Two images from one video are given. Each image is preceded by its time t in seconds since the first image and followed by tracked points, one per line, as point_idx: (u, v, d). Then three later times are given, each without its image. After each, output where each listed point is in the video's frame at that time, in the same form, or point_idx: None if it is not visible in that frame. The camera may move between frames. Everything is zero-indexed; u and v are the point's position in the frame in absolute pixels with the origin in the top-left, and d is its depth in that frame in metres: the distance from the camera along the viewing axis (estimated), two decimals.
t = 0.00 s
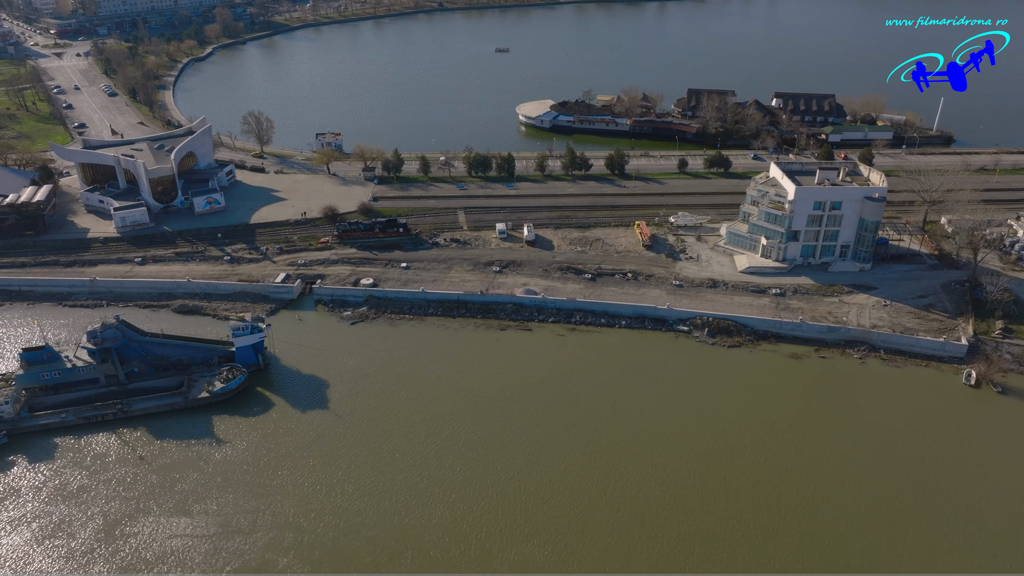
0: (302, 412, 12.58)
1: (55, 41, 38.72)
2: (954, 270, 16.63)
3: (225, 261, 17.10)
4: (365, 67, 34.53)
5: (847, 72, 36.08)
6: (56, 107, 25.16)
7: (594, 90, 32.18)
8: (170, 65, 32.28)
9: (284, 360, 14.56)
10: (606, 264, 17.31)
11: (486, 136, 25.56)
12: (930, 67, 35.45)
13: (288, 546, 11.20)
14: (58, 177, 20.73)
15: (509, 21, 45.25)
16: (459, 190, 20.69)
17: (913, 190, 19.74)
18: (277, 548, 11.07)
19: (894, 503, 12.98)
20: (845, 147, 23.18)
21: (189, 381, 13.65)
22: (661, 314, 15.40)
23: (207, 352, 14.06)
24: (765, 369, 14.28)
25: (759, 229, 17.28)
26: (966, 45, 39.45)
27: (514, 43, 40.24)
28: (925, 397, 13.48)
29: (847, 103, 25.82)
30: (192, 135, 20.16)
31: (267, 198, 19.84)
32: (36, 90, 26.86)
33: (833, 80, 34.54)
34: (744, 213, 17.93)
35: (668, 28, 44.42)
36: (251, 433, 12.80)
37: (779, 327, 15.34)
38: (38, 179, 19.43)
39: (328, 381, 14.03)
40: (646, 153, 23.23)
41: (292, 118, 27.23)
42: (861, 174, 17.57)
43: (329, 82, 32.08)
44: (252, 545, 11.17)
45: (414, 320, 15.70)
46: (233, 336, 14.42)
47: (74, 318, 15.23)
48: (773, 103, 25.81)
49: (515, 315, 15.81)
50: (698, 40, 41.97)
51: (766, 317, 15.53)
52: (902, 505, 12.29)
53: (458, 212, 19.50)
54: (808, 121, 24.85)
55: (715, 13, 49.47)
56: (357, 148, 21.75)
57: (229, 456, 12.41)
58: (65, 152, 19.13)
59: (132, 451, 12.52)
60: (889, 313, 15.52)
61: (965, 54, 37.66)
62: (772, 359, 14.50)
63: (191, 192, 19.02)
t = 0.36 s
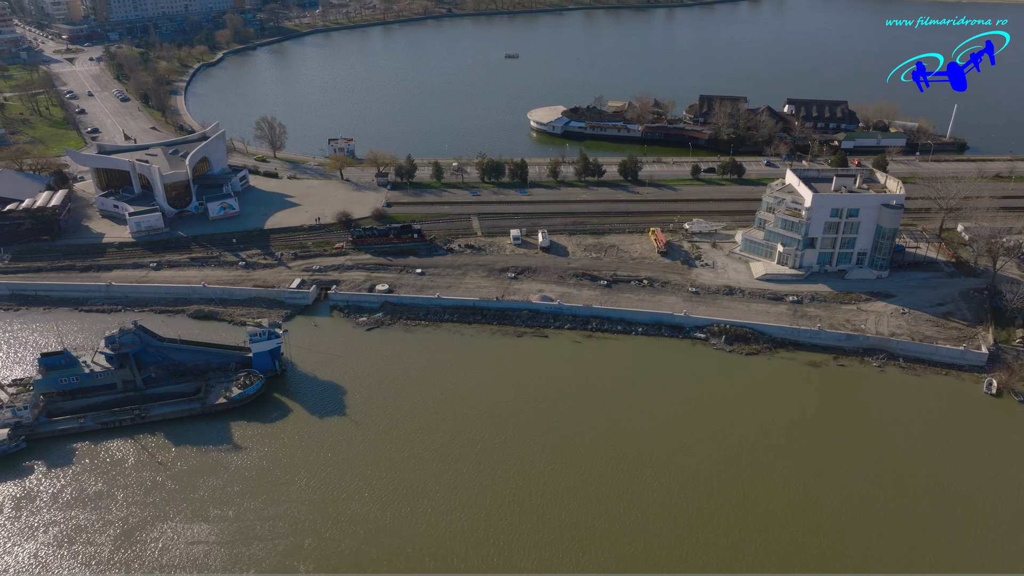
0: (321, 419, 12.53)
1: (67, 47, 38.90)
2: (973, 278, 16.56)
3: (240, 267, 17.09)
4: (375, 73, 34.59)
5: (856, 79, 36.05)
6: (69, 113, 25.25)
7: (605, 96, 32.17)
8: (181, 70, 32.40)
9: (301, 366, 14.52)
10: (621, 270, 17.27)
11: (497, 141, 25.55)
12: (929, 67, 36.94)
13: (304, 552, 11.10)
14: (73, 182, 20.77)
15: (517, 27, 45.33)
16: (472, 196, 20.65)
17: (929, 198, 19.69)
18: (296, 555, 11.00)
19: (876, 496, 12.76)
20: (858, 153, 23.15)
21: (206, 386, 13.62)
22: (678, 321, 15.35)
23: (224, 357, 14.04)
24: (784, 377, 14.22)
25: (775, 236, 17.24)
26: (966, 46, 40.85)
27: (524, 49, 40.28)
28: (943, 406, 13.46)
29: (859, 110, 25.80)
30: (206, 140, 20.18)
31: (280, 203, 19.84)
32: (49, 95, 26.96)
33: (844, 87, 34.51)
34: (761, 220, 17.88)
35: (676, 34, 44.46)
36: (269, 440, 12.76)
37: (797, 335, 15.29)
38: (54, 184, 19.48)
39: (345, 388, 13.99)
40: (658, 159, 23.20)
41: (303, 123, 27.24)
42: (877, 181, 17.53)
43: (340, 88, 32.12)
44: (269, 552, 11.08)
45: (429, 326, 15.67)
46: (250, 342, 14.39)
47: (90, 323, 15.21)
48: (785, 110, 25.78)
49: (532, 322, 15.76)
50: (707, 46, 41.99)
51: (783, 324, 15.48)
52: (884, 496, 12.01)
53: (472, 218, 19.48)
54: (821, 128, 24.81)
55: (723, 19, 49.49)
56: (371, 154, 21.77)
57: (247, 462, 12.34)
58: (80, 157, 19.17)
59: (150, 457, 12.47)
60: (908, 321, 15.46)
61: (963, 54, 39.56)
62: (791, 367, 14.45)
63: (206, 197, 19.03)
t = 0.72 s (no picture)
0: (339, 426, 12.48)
1: (80, 53, 39.15)
2: (992, 286, 16.48)
3: (255, 272, 17.08)
4: (386, 79, 34.64)
5: (866, 87, 36.03)
6: (83, 119, 25.37)
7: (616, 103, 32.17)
8: (194, 76, 32.54)
9: (317, 372, 14.46)
10: (638, 277, 17.22)
11: (510, 147, 25.54)
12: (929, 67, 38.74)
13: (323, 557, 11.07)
14: (88, 188, 20.83)
15: (527, 34, 45.45)
16: (486, 203, 20.63)
17: (946, 205, 19.61)
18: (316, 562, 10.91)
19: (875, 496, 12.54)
20: (871, 161, 23.13)
21: (224, 393, 13.58)
22: (696, 328, 15.29)
23: (242, 363, 14.01)
24: (804, 386, 14.15)
25: (792, 244, 17.19)
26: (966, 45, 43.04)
27: (534, 55, 40.37)
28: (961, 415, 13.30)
29: (872, 117, 25.76)
30: (221, 146, 20.23)
31: (295, 209, 19.85)
32: (63, 101, 27.10)
33: (855, 95, 34.50)
34: (777, 228, 17.82)
35: (684, 41, 44.51)
36: (288, 446, 12.70)
37: (816, 343, 15.22)
38: (70, 190, 19.61)
39: (363, 394, 13.93)
40: (672, 166, 23.17)
41: (315, 129, 27.28)
42: (894, 189, 17.48)
43: (351, 94, 32.17)
44: (287, 558, 11.03)
45: (446, 333, 15.62)
46: (268, 348, 14.37)
47: (107, 329, 15.22)
48: (798, 117, 25.76)
49: (548, 329, 15.71)
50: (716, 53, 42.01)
51: (802, 332, 15.41)
52: (878, 491, 11.87)
53: (487, 225, 19.46)
54: (834, 135, 24.77)
55: (732, 26, 49.55)
56: (385, 160, 21.78)
57: (266, 468, 12.29)
58: (96, 162, 19.23)
59: (168, 463, 12.42)
60: (927, 329, 15.37)
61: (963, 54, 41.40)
62: (811, 376, 14.37)
63: (221, 203, 19.06)
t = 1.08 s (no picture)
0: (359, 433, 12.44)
1: (94, 59, 39.47)
2: (1013, 295, 16.37)
3: (272, 278, 17.09)
4: (398, 85, 34.67)
5: (879, 95, 35.94)
6: (99, 124, 25.54)
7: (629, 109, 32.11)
8: (207, 82, 32.71)
9: (336, 378, 14.43)
10: (655, 285, 17.16)
11: (523, 153, 25.51)
12: (929, 67, 40.05)
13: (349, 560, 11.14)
14: (104, 193, 20.92)
15: (537, 41, 45.57)
16: (501, 209, 20.61)
17: (964, 213, 19.51)
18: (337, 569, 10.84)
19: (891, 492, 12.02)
20: (887, 168, 23.05)
21: (244, 399, 13.56)
22: (715, 336, 15.23)
23: (261, 370, 13.99)
24: (825, 395, 14.07)
25: (810, 251, 17.11)
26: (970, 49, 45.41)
27: (545, 62, 40.43)
28: (983, 429, 13.20)
29: (887, 125, 25.69)
30: (237, 152, 20.28)
31: (310, 215, 19.86)
32: (78, 106, 27.28)
33: (868, 103, 34.42)
34: (795, 235, 17.77)
35: (694, 48, 44.54)
36: (308, 453, 12.65)
37: (836, 351, 15.13)
38: (87, 196, 19.73)
39: (381, 401, 13.88)
40: (686, 173, 23.12)
41: (329, 134, 27.30)
42: (913, 197, 17.40)
43: (363, 100, 32.21)
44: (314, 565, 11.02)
45: (463, 339, 15.57)
46: (287, 354, 14.35)
47: (126, 334, 15.24)
48: (812, 124, 25.71)
49: (566, 336, 15.64)
50: (727, 60, 42.05)
51: (822, 341, 15.32)
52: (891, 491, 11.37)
53: (502, 231, 19.42)
54: (849, 142, 24.69)
55: (742, 33, 49.55)
56: (400, 166, 21.81)
57: (286, 475, 12.24)
58: (114, 167, 19.32)
59: (188, 469, 12.39)
60: (948, 338, 15.27)
61: (964, 54, 42.79)
62: (832, 385, 14.29)
63: (238, 208, 19.10)
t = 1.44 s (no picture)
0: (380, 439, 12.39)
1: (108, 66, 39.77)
2: None
3: (289, 284, 17.10)
4: (410, 91, 34.75)
5: (891, 103, 35.86)
6: (114, 131, 25.71)
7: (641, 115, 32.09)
8: (220, 88, 32.90)
9: (354, 385, 14.39)
10: (672, 292, 17.09)
11: (536, 159, 25.49)
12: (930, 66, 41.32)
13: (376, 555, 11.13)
14: (121, 199, 21.02)
15: (548, 48, 45.71)
16: (517, 216, 20.59)
17: (984, 222, 19.41)
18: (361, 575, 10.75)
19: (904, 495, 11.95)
20: (902, 176, 22.98)
21: (263, 405, 13.53)
22: (734, 344, 15.16)
23: (280, 376, 13.97)
24: (846, 405, 13.97)
25: (829, 259, 17.03)
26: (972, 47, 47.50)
27: (555, 69, 40.55)
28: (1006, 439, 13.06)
29: (901, 133, 25.64)
30: (253, 158, 20.35)
31: (326, 222, 19.88)
32: (94, 113, 27.46)
33: (881, 110, 34.35)
34: (813, 243, 17.70)
35: (705, 55, 44.58)
36: (328, 460, 12.61)
37: (857, 360, 15.04)
38: (104, 201, 19.90)
39: (400, 408, 13.83)
40: (701, 180, 23.08)
41: (342, 139, 27.34)
42: (932, 205, 17.32)
43: (375, 105, 32.26)
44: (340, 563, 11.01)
45: (481, 346, 15.52)
46: (305, 360, 14.33)
47: (144, 340, 15.26)
48: (826, 131, 25.69)
49: (584, 343, 15.58)
50: (738, 67, 42.03)
51: (842, 349, 15.23)
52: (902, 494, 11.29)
53: (518, 238, 19.41)
54: (864, 150, 24.64)
55: (753, 41, 49.57)
56: (415, 173, 21.83)
57: (307, 482, 12.19)
58: (131, 173, 19.41)
59: (209, 475, 12.35)
60: (970, 347, 15.16)
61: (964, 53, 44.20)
62: (854, 395, 14.19)
63: (254, 214, 19.14)
